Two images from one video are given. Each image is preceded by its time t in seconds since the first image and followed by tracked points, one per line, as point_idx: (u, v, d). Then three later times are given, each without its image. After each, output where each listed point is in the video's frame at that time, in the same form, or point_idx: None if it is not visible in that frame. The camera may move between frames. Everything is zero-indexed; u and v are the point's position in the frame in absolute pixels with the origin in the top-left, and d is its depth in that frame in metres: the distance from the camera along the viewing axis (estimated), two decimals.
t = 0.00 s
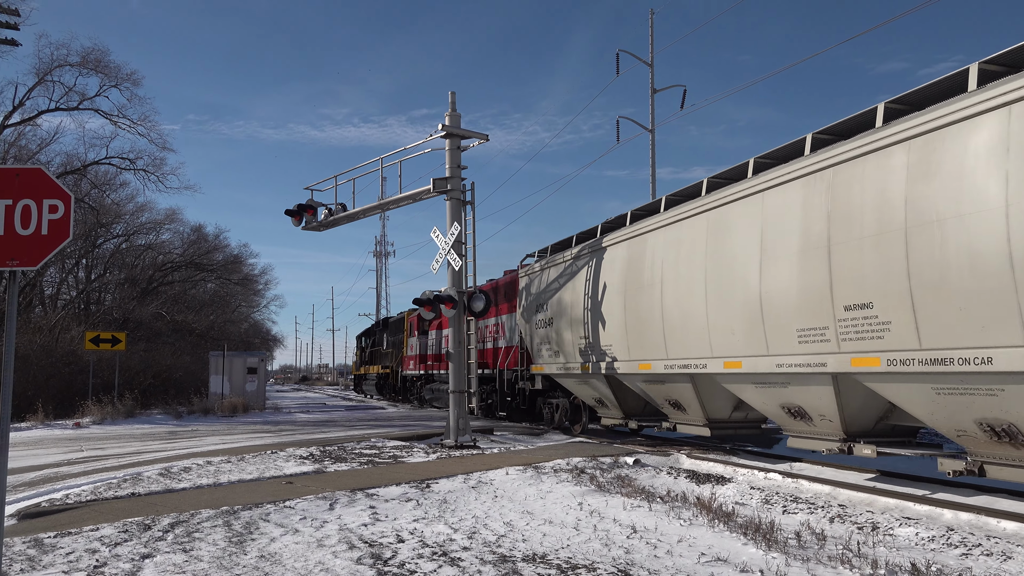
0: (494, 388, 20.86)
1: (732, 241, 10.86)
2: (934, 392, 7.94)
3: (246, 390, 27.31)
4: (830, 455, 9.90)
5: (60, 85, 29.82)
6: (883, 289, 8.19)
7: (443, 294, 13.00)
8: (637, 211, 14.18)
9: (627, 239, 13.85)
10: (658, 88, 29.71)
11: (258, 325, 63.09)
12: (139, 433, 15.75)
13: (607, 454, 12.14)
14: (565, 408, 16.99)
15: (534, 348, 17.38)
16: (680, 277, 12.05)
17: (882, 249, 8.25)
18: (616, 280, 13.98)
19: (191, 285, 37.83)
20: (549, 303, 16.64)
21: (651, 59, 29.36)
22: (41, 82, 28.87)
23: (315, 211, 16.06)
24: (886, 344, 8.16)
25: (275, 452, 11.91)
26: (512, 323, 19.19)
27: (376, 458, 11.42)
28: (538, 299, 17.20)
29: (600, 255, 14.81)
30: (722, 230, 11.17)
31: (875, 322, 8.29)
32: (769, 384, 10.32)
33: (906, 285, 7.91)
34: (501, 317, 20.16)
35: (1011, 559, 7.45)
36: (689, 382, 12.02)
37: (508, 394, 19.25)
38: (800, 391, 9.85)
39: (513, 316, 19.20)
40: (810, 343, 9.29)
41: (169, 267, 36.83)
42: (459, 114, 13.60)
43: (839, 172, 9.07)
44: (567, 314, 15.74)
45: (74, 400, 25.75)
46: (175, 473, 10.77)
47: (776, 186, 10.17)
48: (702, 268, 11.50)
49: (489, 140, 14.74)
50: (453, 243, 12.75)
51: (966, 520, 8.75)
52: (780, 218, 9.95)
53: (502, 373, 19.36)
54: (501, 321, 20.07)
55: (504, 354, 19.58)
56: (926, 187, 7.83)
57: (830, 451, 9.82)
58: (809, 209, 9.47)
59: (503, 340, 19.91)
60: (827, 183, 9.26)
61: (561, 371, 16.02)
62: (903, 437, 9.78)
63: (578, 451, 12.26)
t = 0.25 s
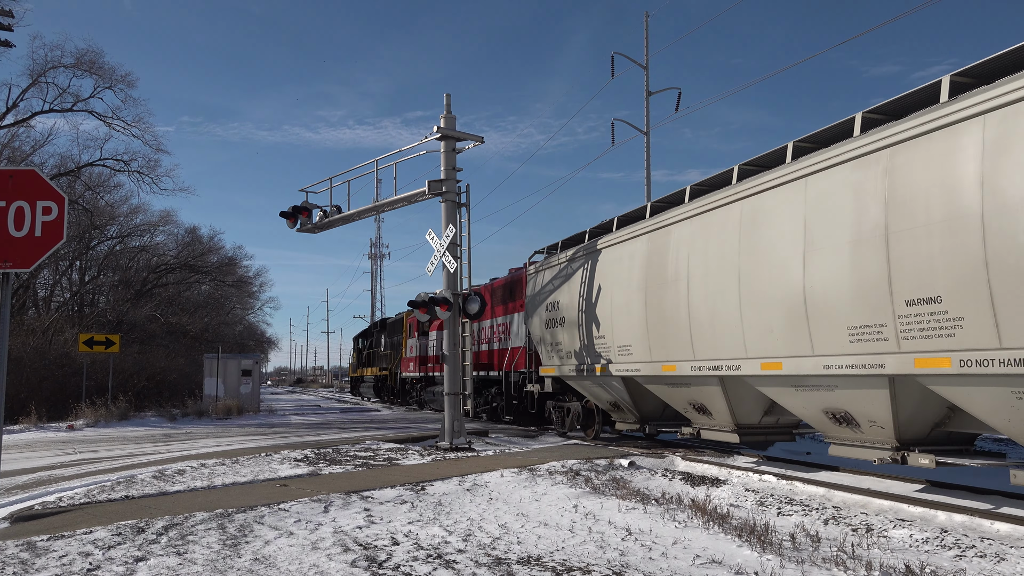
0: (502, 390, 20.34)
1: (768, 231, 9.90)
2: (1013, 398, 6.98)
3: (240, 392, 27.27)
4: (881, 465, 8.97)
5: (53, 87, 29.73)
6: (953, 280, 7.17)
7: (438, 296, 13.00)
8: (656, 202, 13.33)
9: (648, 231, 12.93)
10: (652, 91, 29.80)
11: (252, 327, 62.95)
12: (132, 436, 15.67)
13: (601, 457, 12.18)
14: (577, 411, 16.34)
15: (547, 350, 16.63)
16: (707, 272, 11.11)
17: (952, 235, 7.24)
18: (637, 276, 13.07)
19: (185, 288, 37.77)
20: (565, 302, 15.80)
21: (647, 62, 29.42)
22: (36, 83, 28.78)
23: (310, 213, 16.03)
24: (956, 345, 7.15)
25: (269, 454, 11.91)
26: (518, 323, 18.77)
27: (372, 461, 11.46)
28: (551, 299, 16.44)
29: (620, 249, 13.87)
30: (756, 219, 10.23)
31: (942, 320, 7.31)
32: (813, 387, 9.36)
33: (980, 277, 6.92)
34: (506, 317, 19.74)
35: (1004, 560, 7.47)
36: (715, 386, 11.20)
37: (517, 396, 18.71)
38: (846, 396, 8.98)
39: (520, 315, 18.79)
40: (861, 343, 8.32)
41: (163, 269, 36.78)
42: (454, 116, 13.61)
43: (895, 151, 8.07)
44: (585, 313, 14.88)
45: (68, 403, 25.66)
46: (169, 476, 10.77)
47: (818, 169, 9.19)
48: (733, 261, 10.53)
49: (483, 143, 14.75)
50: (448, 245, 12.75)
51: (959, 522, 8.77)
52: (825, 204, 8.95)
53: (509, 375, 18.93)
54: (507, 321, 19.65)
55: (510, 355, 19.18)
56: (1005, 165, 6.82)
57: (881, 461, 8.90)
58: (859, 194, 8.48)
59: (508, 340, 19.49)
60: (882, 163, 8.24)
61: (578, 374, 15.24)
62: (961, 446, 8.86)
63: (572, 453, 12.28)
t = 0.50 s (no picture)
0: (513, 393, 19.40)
1: (821, 218, 8.87)
2: None
3: (233, 394, 27.22)
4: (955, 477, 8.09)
5: (46, 88, 29.64)
6: None
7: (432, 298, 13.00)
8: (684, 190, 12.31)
9: (677, 221, 11.87)
10: (645, 94, 29.88)
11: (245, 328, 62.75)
12: (123, 439, 15.60)
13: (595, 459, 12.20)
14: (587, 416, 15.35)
15: (563, 351, 15.62)
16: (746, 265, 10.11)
17: None
18: (663, 270, 12.04)
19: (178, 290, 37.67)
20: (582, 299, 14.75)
21: (639, 65, 29.54)
22: (28, 84, 28.68)
23: (303, 215, 16.01)
24: None
25: (261, 457, 11.88)
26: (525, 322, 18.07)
27: (364, 463, 11.47)
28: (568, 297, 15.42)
29: (643, 242, 12.82)
30: (805, 205, 9.20)
31: None
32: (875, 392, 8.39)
33: None
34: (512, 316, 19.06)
35: (995, 562, 7.51)
36: (754, 391, 10.25)
37: (527, 399, 17.72)
38: (911, 400, 8.09)
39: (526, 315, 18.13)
40: (938, 342, 7.29)
41: (156, 271, 36.69)
42: (447, 118, 13.61)
43: (978, 122, 7.05)
44: (604, 310, 13.82)
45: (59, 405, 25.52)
46: (161, 478, 10.73)
47: (880, 147, 8.15)
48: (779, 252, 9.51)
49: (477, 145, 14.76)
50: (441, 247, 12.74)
51: (951, 523, 8.80)
52: (889, 186, 7.96)
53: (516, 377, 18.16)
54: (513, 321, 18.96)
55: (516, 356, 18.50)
56: None
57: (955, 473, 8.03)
58: (936, 172, 7.41)
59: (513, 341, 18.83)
60: (960, 138, 7.23)
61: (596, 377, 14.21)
62: None
63: (566, 456, 12.30)
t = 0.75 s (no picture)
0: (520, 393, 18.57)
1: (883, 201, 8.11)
2: None
3: (229, 396, 27.22)
4: None
5: (41, 89, 29.59)
6: None
7: (428, 299, 12.99)
8: (712, 178, 11.68)
9: (708, 211, 11.16)
10: (641, 94, 29.96)
11: (241, 330, 62.61)
12: (119, 441, 15.56)
13: (591, 461, 12.22)
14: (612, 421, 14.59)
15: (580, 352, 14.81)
16: (792, 254, 9.34)
17: None
18: (692, 264, 11.30)
19: (174, 291, 37.62)
20: (600, 296, 14.00)
21: (636, 67, 29.61)
22: (22, 84, 28.59)
23: (299, 216, 15.98)
24: None
25: (257, 458, 11.89)
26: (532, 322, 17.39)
27: (360, 465, 11.48)
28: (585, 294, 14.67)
29: (668, 234, 12.11)
30: (860, 190, 8.48)
31: None
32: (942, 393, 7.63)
33: None
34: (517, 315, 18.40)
35: (990, 564, 7.52)
36: (800, 392, 9.48)
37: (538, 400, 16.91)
38: (989, 406, 7.33)
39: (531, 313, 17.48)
40: None
41: (151, 272, 36.63)
42: (443, 120, 13.61)
43: None
44: (625, 308, 13.07)
45: (54, 407, 25.46)
46: (156, 480, 10.72)
47: (952, 122, 7.44)
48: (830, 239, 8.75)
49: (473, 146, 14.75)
50: (437, 248, 12.75)
51: (946, 525, 8.81)
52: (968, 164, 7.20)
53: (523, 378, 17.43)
54: (518, 320, 18.30)
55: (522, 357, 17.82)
56: None
57: None
58: None
59: (519, 341, 18.16)
60: None
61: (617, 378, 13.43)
62: None
63: (562, 457, 12.31)
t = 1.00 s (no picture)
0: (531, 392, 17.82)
1: (957, 178, 7.18)
2: None
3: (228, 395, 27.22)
4: None
5: (39, 87, 29.56)
6: None
7: (427, 298, 12.99)
8: (752, 161, 10.90)
9: (749, 194, 10.29)
10: (639, 93, 29.99)
11: (240, 329, 62.56)
12: (118, 440, 15.56)
13: (590, 459, 12.22)
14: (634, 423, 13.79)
15: (603, 348, 14.01)
16: (847, 239, 8.42)
17: None
18: (728, 253, 10.45)
19: (172, 290, 37.62)
20: (624, 289, 13.22)
21: (634, 65, 29.66)
22: (21, 83, 28.55)
23: (298, 215, 15.97)
24: None
25: (257, 457, 11.90)
26: (545, 319, 16.81)
27: (360, 464, 11.48)
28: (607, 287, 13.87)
29: (701, 220, 11.28)
30: (929, 165, 7.54)
31: None
32: None
33: None
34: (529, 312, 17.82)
35: (989, 562, 7.53)
36: (855, 393, 8.60)
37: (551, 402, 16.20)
38: None
39: (545, 311, 16.91)
40: None
41: (150, 271, 36.63)
42: (442, 119, 13.60)
43: None
44: (653, 300, 12.27)
45: (52, 406, 25.45)
46: (155, 479, 10.72)
47: None
48: (893, 221, 7.83)
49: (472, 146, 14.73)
50: (436, 248, 12.75)
51: (945, 524, 8.81)
52: None
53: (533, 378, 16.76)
54: (530, 317, 17.71)
55: (534, 356, 17.22)
56: None
57: None
58: None
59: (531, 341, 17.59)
60: None
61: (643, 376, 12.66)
62: None
63: (561, 457, 12.32)
